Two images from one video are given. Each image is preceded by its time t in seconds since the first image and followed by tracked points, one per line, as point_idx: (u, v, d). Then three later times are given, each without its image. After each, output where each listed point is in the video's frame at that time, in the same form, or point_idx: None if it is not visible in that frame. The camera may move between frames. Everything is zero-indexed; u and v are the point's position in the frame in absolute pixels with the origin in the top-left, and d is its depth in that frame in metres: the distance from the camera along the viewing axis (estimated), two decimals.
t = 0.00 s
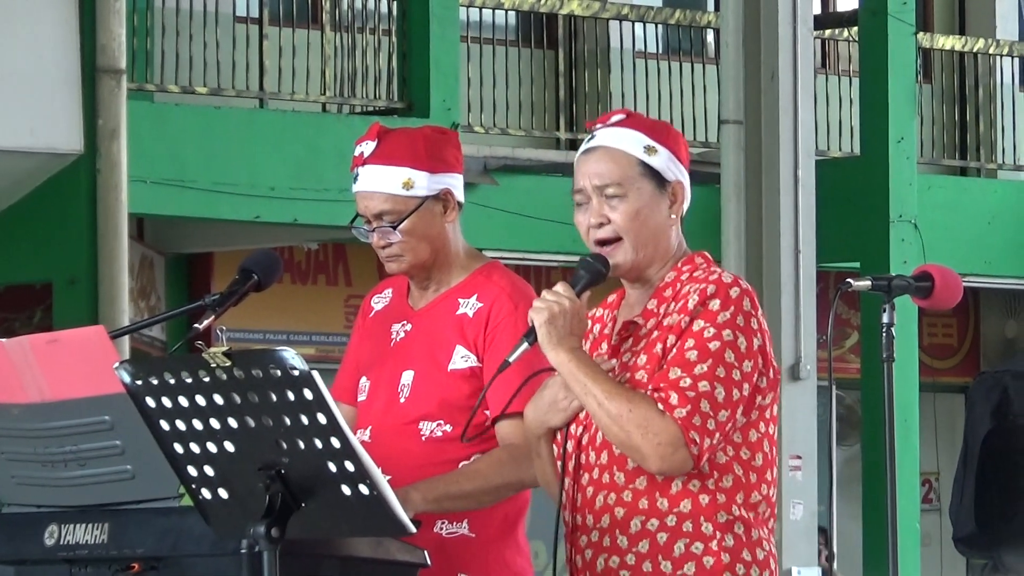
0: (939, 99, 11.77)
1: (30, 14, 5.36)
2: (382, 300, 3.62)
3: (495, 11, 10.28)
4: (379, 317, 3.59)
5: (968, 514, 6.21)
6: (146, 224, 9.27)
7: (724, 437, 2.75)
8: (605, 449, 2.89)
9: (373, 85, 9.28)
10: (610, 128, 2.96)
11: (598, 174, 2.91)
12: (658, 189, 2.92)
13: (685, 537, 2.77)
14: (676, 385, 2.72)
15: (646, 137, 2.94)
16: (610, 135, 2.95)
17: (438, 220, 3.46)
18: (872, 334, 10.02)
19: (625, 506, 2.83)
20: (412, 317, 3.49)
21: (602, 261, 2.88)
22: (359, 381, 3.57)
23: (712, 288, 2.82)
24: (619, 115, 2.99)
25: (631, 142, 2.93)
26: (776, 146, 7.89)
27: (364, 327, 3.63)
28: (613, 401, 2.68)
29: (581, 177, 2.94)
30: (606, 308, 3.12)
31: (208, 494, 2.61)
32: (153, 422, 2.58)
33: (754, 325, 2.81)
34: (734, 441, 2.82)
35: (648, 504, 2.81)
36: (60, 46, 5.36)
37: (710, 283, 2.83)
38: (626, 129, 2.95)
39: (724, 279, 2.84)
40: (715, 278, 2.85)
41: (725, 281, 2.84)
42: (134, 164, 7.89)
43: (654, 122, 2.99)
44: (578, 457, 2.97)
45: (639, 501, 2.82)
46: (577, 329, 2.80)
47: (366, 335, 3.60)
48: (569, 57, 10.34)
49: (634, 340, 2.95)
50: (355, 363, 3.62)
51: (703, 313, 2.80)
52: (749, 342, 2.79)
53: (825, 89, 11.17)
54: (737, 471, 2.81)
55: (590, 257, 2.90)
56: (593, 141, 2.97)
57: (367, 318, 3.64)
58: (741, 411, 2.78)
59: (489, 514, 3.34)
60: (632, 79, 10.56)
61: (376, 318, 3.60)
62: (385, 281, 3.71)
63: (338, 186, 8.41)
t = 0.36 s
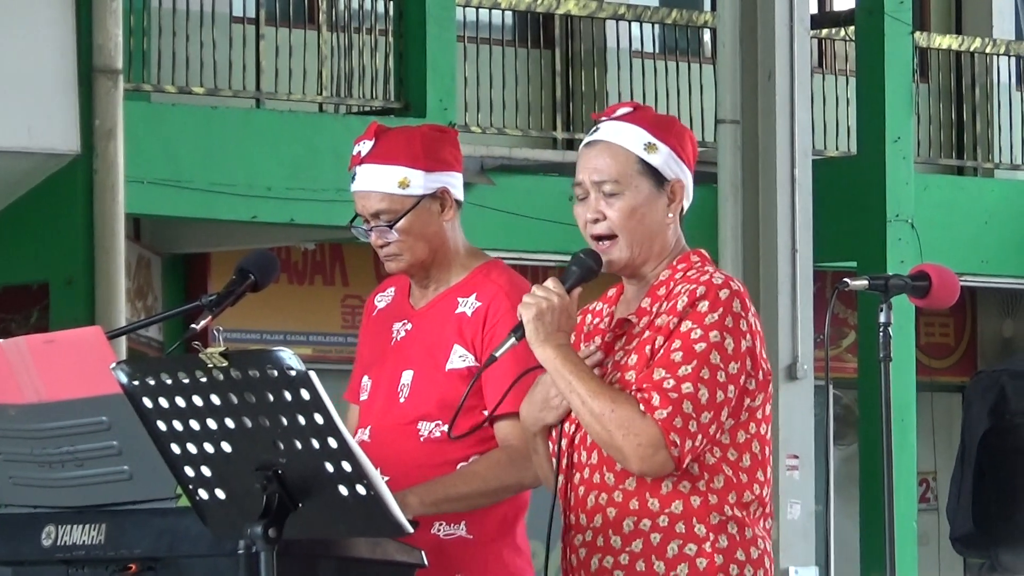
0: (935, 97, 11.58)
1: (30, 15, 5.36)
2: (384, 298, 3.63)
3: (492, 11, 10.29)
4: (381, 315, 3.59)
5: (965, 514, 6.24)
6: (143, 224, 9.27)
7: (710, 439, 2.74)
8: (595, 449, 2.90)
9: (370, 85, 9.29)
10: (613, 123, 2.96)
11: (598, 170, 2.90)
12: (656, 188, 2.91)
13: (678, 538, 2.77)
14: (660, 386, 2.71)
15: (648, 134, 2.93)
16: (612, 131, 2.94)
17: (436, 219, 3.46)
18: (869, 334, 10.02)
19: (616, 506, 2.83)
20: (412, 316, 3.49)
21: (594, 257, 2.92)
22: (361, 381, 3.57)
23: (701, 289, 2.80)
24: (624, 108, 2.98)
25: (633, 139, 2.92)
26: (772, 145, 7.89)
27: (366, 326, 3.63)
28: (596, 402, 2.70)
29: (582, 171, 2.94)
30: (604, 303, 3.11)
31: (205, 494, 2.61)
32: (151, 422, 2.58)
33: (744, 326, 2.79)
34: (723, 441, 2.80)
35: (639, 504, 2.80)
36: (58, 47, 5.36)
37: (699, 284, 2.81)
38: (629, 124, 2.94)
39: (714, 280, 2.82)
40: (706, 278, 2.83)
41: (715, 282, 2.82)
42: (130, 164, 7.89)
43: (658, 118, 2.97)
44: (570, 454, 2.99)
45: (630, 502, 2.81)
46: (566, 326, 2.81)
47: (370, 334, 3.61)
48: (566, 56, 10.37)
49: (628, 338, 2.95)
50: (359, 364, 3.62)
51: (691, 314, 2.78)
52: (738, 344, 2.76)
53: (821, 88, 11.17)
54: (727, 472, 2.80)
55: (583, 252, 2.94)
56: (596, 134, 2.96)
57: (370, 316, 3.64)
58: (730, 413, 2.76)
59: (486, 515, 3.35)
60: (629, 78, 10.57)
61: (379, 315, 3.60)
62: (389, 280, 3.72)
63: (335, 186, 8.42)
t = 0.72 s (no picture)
0: (933, 99, 11.67)
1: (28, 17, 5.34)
2: (395, 298, 3.61)
3: (488, 13, 10.29)
4: (392, 314, 3.58)
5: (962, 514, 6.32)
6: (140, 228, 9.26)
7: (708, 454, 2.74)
8: (592, 457, 2.90)
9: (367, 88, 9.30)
10: (618, 132, 2.96)
11: (604, 181, 2.91)
12: (662, 198, 2.91)
13: (665, 549, 2.77)
14: (660, 401, 2.71)
15: (653, 144, 2.93)
16: (617, 140, 2.95)
17: (441, 220, 3.46)
18: (867, 335, 10.03)
19: (607, 516, 2.83)
20: (422, 317, 3.48)
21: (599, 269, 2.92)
22: (372, 383, 3.56)
23: (702, 302, 2.80)
24: (629, 117, 2.98)
25: (637, 149, 2.92)
26: (769, 147, 7.88)
27: (377, 325, 3.62)
28: (596, 416, 2.70)
29: (588, 181, 2.95)
30: (610, 308, 3.10)
31: (203, 497, 2.61)
32: (148, 426, 2.58)
33: (745, 340, 2.79)
34: (719, 454, 2.80)
35: (630, 514, 2.81)
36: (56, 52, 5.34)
37: (699, 297, 2.82)
38: (633, 133, 2.94)
39: (715, 294, 2.82)
40: (707, 291, 2.83)
41: (716, 294, 2.82)
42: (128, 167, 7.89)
43: (663, 126, 2.97)
44: (567, 460, 2.99)
45: (621, 512, 2.82)
46: (569, 339, 2.81)
47: (381, 334, 3.60)
48: (563, 60, 10.41)
49: (630, 346, 2.93)
50: (372, 365, 3.60)
51: (692, 328, 2.78)
52: (739, 359, 2.77)
53: (818, 90, 11.17)
54: (721, 486, 2.79)
55: (588, 266, 2.92)
56: (600, 144, 2.97)
57: (381, 316, 3.62)
58: (727, 427, 2.76)
59: (501, 518, 3.34)
60: (626, 80, 10.57)
61: (390, 314, 3.59)
62: (399, 279, 3.71)
63: (332, 188, 8.42)
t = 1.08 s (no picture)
0: (929, 100, 11.69)
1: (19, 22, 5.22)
2: (405, 296, 3.54)
3: (484, 13, 10.29)
4: (403, 314, 3.51)
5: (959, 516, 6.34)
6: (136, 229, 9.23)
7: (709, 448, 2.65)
8: (574, 446, 2.81)
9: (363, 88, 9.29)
10: (612, 117, 2.85)
11: (593, 165, 2.81)
12: (651, 186, 2.82)
13: (649, 539, 2.70)
14: (664, 399, 2.61)
15: (645, 131, 2.83)
16: (610, 124, 2.84)
17: (449, 222, 3.40)
18: (863, 335, 10.04)
19: (591, 505, 2.76)
20: (430, 318, 3.42)
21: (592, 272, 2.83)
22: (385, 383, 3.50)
23: (685, 294, 2.71)
24: (624, 101, 2.89)
25: (630, 135, 2.82)
26: (766, 148, 7.86)
27: (387, 324, 3.55)
28: (607, 419, 2.58)
29: (579, 165, 2.85)
30: (602, 292, 2.98)
31: (199, 498, 2.60)
32: (145, 426, 2.58)
33: (733, 331, 2.70)
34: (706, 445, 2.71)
35: (613, 504, 2.73)
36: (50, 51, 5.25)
37: (682, 289, 2.73)
38: (627, 118, 2.84)
39: (697, 285, 2.72)
40: (689, 282, 2.74)
41: (698, 287, 2.73)
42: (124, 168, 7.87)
43: (658, 113, 2.88)
44: (549, 445, 2.91)
45: (605, 502, 2.74)
46: (570, 344, 2.67)
47: (392, 334, 3.52)
48: (559, 60, 10.38)
49: (614, 335, 2.85)
50: (383, 363, 3.54)
51: (681, 322, 2.69)
52: (730, 351, 2.68)
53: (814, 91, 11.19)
54: (707, 475, 2.70)
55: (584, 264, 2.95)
56: (594, 127, 2.86)
57: (392, 314, 3.55)
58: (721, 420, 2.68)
59: (514, 522, 3.27)
60: (622, 80, 10.58)
61: (401, 314, 3.52)
62: (408, 278, 3.63)
63: (328, 188, 8.41)
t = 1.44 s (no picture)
0: (926, 100, 11.77)
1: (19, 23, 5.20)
2: (403, 296, 3.54)
3: (481, 14, 10.31)
4: (400, 313, 3.50)
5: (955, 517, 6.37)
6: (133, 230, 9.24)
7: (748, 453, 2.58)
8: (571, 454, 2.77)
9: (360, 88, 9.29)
10: (606, 125, 2.80)
11: (584, 174, 2.77)
12: (642, 195, 2.76)
13: (637, 547, 2.63)
14: (693, 423, 2.52)
15: (636, 138, 2.77)
16: (602, 132, 2.79)
17: (454, 218, 3.39)
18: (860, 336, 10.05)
19: (584, 511, 2.71)
20: (430, 316, 3.41)
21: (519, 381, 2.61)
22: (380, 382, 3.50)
23: (679, 305, 2.63)
24: (619, 110, 2.83)
25: (620, 144, 2.76)
26: (762, 148, 7.86)
27: (384, 323, 3.55)
28: (644, 472, 2.52)
29: (572, 172, 2.80)
30: (600, 302, 2.95)
31: (195, 497, 2.61)
32: (142, 426, 2.59)
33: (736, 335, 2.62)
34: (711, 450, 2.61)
35: (605, 509, 2.67)
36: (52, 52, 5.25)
37: (674, 300, 2.64)
38: (618, 127, 2.78)
39: (689, 296, 2.64)
40: (680, 294, 2.65)
41: (691, 297, 2.64)
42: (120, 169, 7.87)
43: (651, 121, 2.81)
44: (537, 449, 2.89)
45: (597, 506, 2.69)
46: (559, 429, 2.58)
47: (388, 332, 3.53)
48: (556, 60, 10.39)
49: (608, 343, 2.79)
50: (380, 360, 3.53)
51: (683, 335, 2.59)
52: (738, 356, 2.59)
53: (811, 92, 11.21)
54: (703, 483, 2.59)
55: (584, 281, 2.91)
56: (587, 135, 2.81)
57: (388, 314, 3.55)
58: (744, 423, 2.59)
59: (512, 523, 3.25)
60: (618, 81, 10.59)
61: (398, 313, 3.51)
62: (406, 277, 3.62)
63: (325, 189, 8.40)
